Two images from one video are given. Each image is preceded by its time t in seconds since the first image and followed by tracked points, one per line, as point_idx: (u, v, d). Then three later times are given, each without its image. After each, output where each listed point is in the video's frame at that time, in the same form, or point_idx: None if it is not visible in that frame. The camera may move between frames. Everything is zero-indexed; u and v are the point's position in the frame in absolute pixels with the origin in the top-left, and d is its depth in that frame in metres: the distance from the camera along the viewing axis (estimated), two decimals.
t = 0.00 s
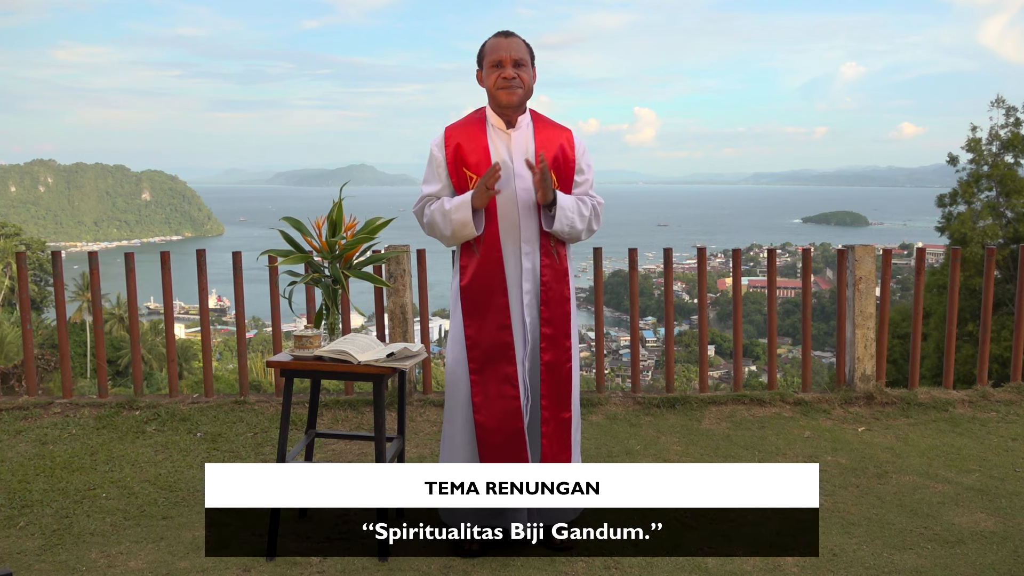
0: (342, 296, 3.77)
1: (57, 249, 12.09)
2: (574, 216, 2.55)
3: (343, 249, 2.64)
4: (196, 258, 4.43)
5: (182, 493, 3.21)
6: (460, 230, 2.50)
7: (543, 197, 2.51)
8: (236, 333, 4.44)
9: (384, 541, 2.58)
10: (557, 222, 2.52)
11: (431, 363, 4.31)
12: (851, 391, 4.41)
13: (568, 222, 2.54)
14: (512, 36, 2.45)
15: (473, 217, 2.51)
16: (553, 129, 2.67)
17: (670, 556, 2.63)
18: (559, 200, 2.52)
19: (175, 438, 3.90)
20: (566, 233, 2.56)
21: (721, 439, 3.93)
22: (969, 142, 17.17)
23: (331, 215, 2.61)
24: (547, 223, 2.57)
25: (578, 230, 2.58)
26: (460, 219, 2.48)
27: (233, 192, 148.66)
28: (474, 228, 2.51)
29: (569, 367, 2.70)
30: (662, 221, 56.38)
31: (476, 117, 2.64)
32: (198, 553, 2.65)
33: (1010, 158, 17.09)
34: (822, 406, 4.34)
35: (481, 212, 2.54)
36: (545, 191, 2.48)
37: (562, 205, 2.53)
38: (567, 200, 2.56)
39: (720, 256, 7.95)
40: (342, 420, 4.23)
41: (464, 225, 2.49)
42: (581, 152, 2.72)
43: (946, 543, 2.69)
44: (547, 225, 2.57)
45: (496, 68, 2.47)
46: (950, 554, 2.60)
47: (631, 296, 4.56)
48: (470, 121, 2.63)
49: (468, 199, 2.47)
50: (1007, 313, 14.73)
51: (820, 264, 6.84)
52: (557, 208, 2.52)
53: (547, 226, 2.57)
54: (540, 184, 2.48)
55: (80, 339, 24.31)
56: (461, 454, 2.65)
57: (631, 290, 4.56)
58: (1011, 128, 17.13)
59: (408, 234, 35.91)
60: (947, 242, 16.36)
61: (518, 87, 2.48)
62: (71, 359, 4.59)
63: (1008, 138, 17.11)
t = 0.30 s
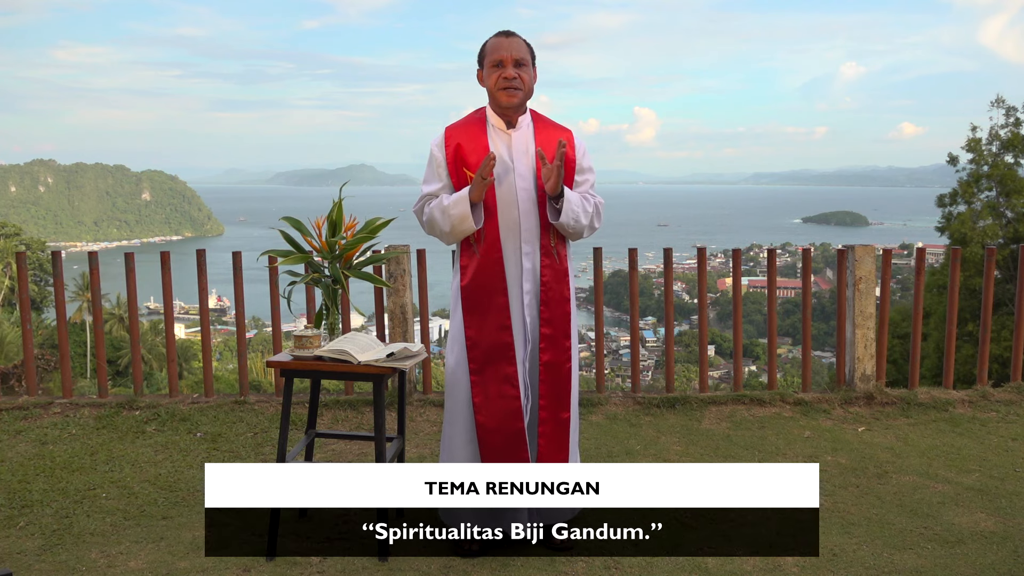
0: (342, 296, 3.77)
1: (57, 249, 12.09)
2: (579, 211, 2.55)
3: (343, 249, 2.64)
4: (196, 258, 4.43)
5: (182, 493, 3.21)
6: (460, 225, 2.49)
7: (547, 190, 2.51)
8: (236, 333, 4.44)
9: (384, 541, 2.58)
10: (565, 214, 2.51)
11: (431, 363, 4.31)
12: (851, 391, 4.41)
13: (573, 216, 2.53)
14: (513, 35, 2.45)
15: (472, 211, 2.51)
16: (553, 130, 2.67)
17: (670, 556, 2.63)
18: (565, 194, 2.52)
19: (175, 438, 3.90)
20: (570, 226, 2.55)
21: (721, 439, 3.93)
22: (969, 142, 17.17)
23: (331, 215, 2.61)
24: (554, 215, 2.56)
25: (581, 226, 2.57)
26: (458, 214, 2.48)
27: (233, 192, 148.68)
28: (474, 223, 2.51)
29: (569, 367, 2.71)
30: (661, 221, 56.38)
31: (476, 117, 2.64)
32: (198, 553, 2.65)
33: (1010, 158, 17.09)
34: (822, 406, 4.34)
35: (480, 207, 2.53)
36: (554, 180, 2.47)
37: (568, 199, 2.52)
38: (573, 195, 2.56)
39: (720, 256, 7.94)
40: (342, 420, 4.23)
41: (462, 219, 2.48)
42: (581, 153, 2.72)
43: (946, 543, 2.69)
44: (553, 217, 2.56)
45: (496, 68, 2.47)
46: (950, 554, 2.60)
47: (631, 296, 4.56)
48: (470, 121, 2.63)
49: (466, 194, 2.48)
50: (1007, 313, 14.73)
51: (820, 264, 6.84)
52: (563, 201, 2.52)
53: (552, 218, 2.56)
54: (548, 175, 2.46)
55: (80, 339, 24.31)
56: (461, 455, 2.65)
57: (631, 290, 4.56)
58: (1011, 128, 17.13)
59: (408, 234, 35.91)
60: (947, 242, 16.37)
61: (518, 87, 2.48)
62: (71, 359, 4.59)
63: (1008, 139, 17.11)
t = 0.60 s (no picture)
0: (342, 296, 3.77)
1: (58, 249, 12.10)
2: (580, 211, 2.55)
3: (343, 249, 2.64)
4: (196, 258, 4.43)
5: (182, 493, 3.21)
6: (460, 225, 2.49)
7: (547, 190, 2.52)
8: (236, 333, 4.44)
9: (384, 541, 2.58)
10: (566, 214, 2.52)
11: (431, 363, 4.31)
12: (851, 391, 4.41)
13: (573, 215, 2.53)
14: (513, 35, 2.45)
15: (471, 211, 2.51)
16: (553, 130, 2.67)
17: (670, 556, 2.63)
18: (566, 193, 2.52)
19: (175, 438, 3.91)
20: (571, 225, 2.55)
21: (721, 439, 3.93)
22: (969, 142, 17.17)
23: (331, 215, 2.61)
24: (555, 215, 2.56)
25: (581, 225, 2.57)
26: (458, 213, 2.48)
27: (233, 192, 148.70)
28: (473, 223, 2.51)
29: (569, 367, 2.71)
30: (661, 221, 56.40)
31: (476, 117, 2.64)
32: (198, 553, 2.65)
33: (1010, 157, 17.09)
34: (822, 406, 4.34)
35: (480, 207, 2.53)
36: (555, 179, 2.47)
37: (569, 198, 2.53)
38: (573, 194, 2.56)
39: (720, 256, 7.95)
40: (342, 420, 4.23)
41: (462, 219, 2.48)
42: (581, 153, 2.72)
43: (946, 543, 2.69)
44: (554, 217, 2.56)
45: (496, 68, 2.47)
46: (950, 554, 2.60)
47: (631, 295, 4.56)
48: (470, 122, 2.63)
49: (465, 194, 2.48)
50: (1007, 313, 14.73)
51: (820, 264, 6.85)
52: (564, 200, 2.52)
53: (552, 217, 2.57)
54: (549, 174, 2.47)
55: (80, 339, 24.31)
56: (461, 455, 2.65)
57: (631, 290, 4.56)
58: (1011, 128, 17.14)
59: (408, 234, 35.92)
60: (947, 242, 16.37)
61: (518, 87, 2.48)
62: (71, 359, 4.59)
63: (1008, 139, 17.11)
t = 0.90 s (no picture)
0: (342, 296, 3.77)
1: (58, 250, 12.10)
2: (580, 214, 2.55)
3: (343, 249, 2.64)
4: (196, 258, 4.43)
5: (182, 493, 3.21)
6: (459, 230, 2.49)
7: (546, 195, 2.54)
8: (236, 333, 4.44)
9: (384, 541, 2.58)
10: (566, 218, 2.52)
11: (430, 363, 4.31)
12: (851, 391, 4.41)
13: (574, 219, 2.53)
14: (513, 36, 2.45)
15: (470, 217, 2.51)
16: (553, 130, 2.68)
17: (670, 556, 2.62)
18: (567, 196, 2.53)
19: (175, 438, 3.90)
20: (570, 229, 2.55)
21: (721, 439, 3.93)
22: (969, 142, 17.17)
23: (331, 215, 2.61)
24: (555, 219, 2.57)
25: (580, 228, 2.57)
26: (458, 219, 2.48)
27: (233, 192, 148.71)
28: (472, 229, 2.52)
29: (570, 367, 2.70)
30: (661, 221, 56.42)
31: (476, 117, 2.65)
32: (198, 553, 2.65)
33: (1010, 158, 17.09)
34: (822, 406, 4.34)
35: (480, 212, 2.53)
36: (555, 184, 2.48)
37: (570, 202, 2.53)
38: (573, 197, 2.56)
39: (720, 256, 7.95)
40: (342, 420, 4.23)
41: (462, 225, 2.49)
42: (581, 153, 2.72)
43: (946, 543, 2.69)
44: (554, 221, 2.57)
45: (496, 69, 2.47)
46: (950, 554, 2.60)
47: (631, 296, 4.56)
48: (470, 122, 2.64)
49: (464, 200, 2.48)
50: (1007, 313, 14.73)
51: (820, 264, 6.85)
52: (564, 204, 2.52)
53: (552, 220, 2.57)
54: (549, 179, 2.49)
55: (80, 339, 24.32)
56: (461, 455, 2.65)
57: (631, 290, 4.56)
58: (1011, 128, 17.15)
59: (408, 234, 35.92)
60: (947, 242, 16.37)
61: (518, 88, 2.48)
62: (71, 359, 4.59)
63: (1008, 139, 17.12)
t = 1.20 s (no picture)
0: (342, 296, 3.77)
1: (58, 250, 12.12)
2: (578, 228, 2.57)
3: (343, 249, 2.64)
4: (196, 258, 4.43)
5: (182, 493, 3.21)
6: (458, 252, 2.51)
7: (544, 219, 2.57)
8: (236, 334, 4.44)
9: (384, 541, 2.58)
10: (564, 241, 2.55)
11: (430, 363, 4.31)
12: (851, 391, 4.41)
13: (573, 235, 2.56)
14: (513, 36, 2.45)
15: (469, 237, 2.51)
16: (553, 130, 2.68)
17: (670, 556, 2.63)
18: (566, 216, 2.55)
19: (175, 438, 3.91)
20: (570, 246, 2.58)
21: (721, 439, 3.93)
22: (969, 142, 17.17)
23: (331, 215, 2.61)
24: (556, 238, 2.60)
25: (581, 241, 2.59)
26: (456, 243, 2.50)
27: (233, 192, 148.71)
28: (472, 250, 2.53)
29: (570, 367, 2.70)
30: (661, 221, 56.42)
31: (476, 118, 2.65)
32: (198, 553, 2.65)
33: (1010, 158, 17.09)
34: (822, 406, 4.34)
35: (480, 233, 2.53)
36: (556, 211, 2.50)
37: (567, 219, 2.55)
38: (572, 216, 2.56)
39: (720, 256, 7.95)
40: (342, 420, 4.23)
41: (462, 243, 2.50)
42: (581, 154, 2.73)
43: (946, 543, 2.69)
44: (555, 242, 2.60)
45: (496, 70, 2.48)
46: (950, 554, 2.60)
47: (631, 296, 4.55)
48: (470, 122, 2.64)
49: (464, 220, 2.49)
50: (1007, 313, 14.73)
51: (820, 264, 6.85)
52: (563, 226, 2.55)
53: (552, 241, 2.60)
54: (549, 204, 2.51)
55: (81, 339, 24.33)
56: (461, 454, 2.65)
57: (631, 290, 4.56)
58: (1011, 128, 17.15)
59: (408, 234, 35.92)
60: (947, 242, 16.38)
61: (518, 89, 2.49)
62: (71, 359, 4.59)
63: (1008, 139, 17.12)
